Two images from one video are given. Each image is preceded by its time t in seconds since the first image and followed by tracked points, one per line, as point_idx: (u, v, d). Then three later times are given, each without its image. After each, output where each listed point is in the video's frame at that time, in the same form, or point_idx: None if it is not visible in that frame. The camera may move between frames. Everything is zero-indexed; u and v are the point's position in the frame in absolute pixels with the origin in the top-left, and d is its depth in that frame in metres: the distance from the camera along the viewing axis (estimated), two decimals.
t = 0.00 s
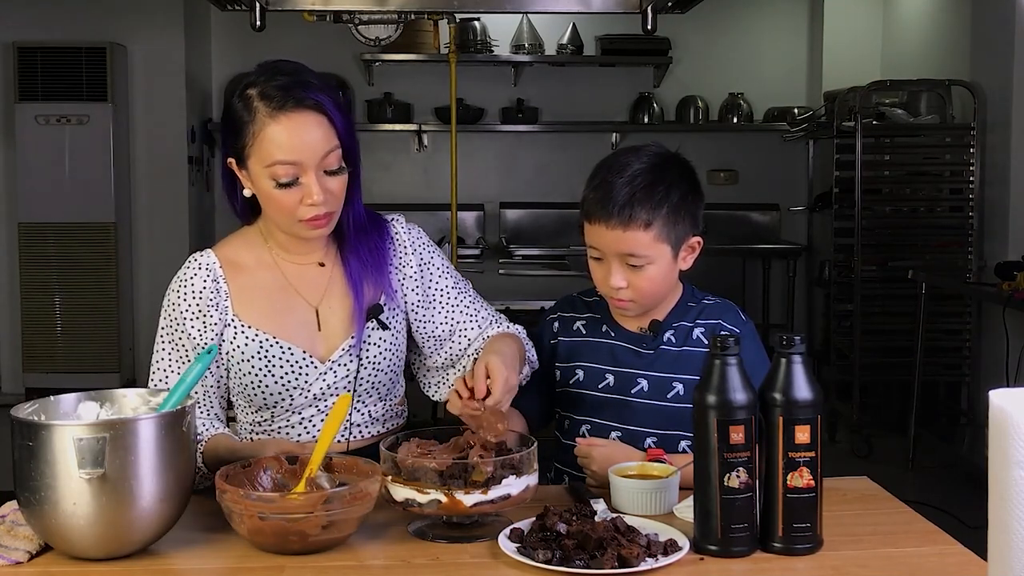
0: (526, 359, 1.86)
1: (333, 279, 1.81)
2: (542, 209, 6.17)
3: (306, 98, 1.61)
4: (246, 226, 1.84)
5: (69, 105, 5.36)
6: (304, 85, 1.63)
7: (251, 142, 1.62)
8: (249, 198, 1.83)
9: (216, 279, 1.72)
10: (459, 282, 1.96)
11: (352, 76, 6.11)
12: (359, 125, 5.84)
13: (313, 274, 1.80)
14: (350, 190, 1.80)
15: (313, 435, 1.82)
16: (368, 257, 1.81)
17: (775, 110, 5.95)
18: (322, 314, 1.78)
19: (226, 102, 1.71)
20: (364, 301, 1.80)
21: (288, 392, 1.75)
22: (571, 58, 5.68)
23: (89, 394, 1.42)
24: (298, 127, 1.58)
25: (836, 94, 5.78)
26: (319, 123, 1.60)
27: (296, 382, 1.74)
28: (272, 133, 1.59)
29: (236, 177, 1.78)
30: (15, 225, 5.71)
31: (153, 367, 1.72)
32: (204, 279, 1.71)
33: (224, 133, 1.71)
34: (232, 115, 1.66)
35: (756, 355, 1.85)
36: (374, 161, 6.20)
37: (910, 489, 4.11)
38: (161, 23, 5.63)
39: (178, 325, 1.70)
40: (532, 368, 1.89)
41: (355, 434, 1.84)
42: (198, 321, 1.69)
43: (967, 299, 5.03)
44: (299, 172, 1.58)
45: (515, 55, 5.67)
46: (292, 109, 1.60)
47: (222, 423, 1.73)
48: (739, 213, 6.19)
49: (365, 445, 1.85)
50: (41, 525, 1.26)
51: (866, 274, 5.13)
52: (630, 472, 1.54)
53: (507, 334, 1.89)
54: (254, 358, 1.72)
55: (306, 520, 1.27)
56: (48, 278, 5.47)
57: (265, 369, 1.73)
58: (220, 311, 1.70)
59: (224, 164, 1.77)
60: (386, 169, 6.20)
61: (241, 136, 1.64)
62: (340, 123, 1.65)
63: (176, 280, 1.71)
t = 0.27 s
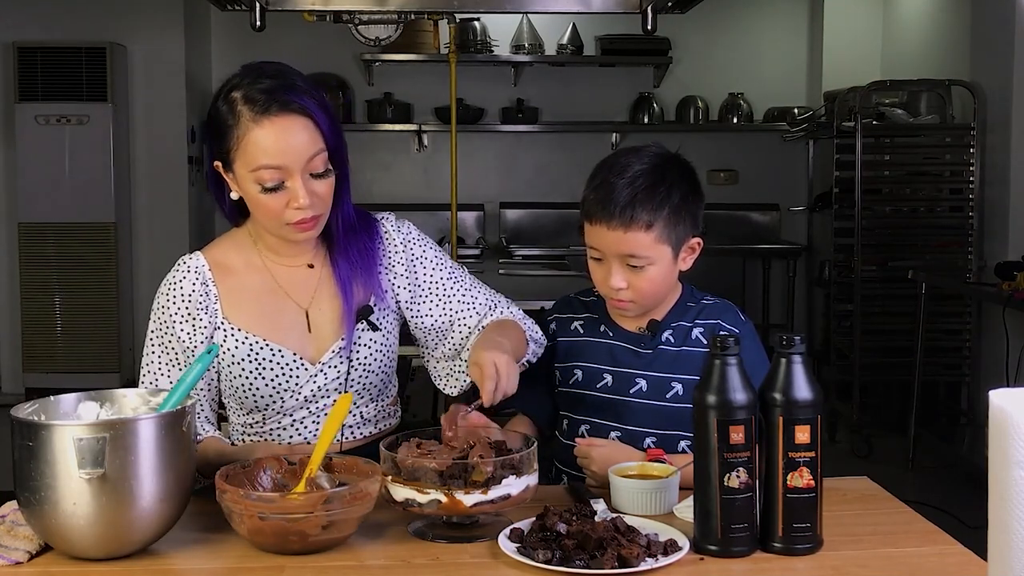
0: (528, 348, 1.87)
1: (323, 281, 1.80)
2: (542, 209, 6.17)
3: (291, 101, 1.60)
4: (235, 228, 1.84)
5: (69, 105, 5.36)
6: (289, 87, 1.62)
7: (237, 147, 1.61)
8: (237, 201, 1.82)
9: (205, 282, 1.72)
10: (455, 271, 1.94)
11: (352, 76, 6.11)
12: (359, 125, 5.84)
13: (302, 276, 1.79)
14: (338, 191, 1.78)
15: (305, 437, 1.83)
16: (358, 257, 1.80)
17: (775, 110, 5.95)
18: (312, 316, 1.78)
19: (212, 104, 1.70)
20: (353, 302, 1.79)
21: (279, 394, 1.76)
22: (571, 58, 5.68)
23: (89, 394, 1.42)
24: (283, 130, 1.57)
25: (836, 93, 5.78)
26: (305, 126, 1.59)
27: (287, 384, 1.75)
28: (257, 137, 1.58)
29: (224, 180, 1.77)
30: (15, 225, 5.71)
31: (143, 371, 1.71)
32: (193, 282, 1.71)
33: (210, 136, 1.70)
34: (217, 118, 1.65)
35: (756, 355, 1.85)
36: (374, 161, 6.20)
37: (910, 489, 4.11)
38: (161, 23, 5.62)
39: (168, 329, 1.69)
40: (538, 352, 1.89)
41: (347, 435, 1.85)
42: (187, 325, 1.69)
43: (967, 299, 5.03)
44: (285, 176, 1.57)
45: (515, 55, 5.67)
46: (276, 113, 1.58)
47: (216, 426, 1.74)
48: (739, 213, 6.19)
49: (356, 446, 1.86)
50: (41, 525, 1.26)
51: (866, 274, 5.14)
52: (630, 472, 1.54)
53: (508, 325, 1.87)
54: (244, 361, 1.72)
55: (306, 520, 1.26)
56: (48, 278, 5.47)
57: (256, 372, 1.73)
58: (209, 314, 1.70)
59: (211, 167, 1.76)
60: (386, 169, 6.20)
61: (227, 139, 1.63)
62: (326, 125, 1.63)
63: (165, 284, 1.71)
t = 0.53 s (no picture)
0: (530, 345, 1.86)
1: (317, 282, 1.80)
2: (542, 209, 6.16)
3: (283, 103, 1.59)
4: (230, 228, 1.84)
5: (69, 105, 5.36)
6: (282, 89, 1.62)
7: (229, 148, 1.61)
8: (231, 201, 1.82)
9: (200, 282, 1.72)
10: (452, 268, 1.92)
11: (352, 76, 6.11)
12: (359, 125, 5.84)
13: (297, 277, 1.79)
14: (332, 194, 1.76)
15: (300, 437, 1.83)
16: (352, 257, 1.79)
17: (775, 110, 5.95)
18: (306, 317, 1.78)
19: (205, 105, 1.69)
20: (348, 304, 1.79)
21: (273, 395, 1.76)
22: (571, 58, 5.68)
23: (89, 394, 1.42)
24: (275, 132, 1.57)
25: (836, 93, 5.78)
26: (297, 128, 1.58)
27: (281, 385, 1.75)
28: (249, 139, 1.58)
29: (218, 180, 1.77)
30: (15, 225, 5.71)
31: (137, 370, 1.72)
32: (188, 283, 1.71)
33: (203, 136, 1.70)
34: (210, 119, 1.65)
35: (756, 355, 1.85)
36: (374, 161, 6.20)
37: (910, 489, 4.11)
38: (162, 23, 5.62)
39: (162, 329, 1.69)
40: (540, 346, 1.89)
41: (342, 436, 1.85)
42: (182, 325, 1.69)
43: (967, 299, 5.03)
44: (277, 179, 1.57)
45: (515, 55, 5.67)
46: (269, 115, 1.58)
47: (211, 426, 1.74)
48: (739, 213, 6.19)
49: (350, 447, 1.87)
50: (41, 525, 1.26)
51: (866, 274, 5.14)
52: (630, 472, 1.54)
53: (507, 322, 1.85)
54: (238, 361, 1.72)
55: (306, 520, 1.27)
56: (48, 278, 5.47)
57: (250, 372, 1.73)
58: (203, 314, 1.71)
59: (205, 167, 1.76)
60: (386, 169, 6.20)
61: (220, 141, 1.63)
62: (320, 127, 1.63)
63: (159, 285, 1.71)
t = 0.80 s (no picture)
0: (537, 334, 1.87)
1: (315, 281, 1.80)
2: (542, 209, 6.16)
3: (281, 103, 1.59)
4: (228, 228, 1.84)
5: (69, 105, 5.36)
6: (280, 89, 1.61)
7: (226, 149, 1.61)
8: (229, 200, 1.82)
9: (198, 282, 1.72)
10: (454, 263, 1.92)
11: (352, 76, 6.11)
12: (359, 125, 5.84)
13: (295, 277, 1.79)
14: (332, 192, 1.76)
15: (298, 437, 1.83)
16: (350, 257, 1.79)
17: (775, 110, 5.96)
18: (304, 317, 1.78)
19: (203, 105, 1.69)
20: (346, 304, 1.79)
21: (270, 395, 1.76)
22: (571, 58, 5.68)
23: (89, 395, 1.43)
24: (273, 133, 1.57)
25: (836, 93, 5.78)
26: (295, 128, 1.58)
27: (279, 385, 1.75)
28: (246, 139, 1.58)
29: (217, 181, 1.77)
30: (15, 225, 5.71)
31: (135, 371, 1.72)
32: (186, 283, 1.70)
33: (202, 136, 1.70)
34: (208, 119, 1.65)
35: (756, 356, 1.85)
36: (374, 161, 6.20)
37: (909, 489, 4.11)
38: (162, 23, 5.62)
39: (160, 329, 1.70)
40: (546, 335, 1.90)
41: (340, 437, 1.85)
42: (180, 325, 1.69)
43: (967, 299, 5.03)
44: (274, 179, 1.57)
45: (515, 55, 5.67)
46: (267, 115, 1.58)
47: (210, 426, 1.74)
48: (740, 213, 6.19)
49: (349, 448, 1.87)
50: (41, 525, 1.26)
51: (866, 274, 5.14)
52: (630, 472, 1.54)
53: (511, 315, 1.85)
54: (236, 361, 1.72)
55: (306, 520, 1.27)
56: (48, 278, 5.47)
57: (247, 372, 1.73)
58: (201, 315, 1.71)
59: (203, 167, 1.76)
60: (386, 169, 6.20)
61: (217, 141, 1.63)
62: (317, 128, 1.63)
63: (158, 285, 1.71)
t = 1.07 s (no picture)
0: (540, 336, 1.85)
1: (315, 281, 1.80)
2: (543, 209, 6.16)
3: (280, 102, 1.59)
4: (228, 228, 1.84)
5: (69, 105, 5.36)
6: (280, 88, 1.61)
7: (226, 147, 1.61)
8: (229, 200, 1.82)
9: (197, 282, 1.71)
10: (454, 264, 1.92)
11: (352, 76, 6.11)
12: (359, 125, 5.84)
13: (295, 277, 1.79)
14: (332, 192, 1.75)
15: (297, 437, 1.84)
16: (350, 257, 1.79)
17: (775, 110, 5.96)
18: (304, 316, 1.78)
19: (203, 104, 1.69)
20: (346, 304, 1.79)
21: (270, 395, 1.77)
22: (571, 58, 5.68)
23: (88, 395, 1.43)
24: (272, 131, 1.57)
25: (836, 93, 5.78)
26: (294, 126, 1.58)
27: (279, 384, 1.75)
28: (245, 138, 1.58)
29: (216, 180, 1.77)
30: (15, 225, 5.70)
31: (134, 371, 1.71)
32: (185, 282, 1.70)
33: (201, 136, 1.70)
34: (207, 119, 1.65)
35: (756, 355, 1.85)
36: (374, 161, 6.20)
37: (909, 489, 4.11)
38: (161, 22, 5.62)
39: (159, 330, 1.69)
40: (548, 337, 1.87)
41: (340, 436, 1.85)
42: (179, 326, 1.69)
43: (967, 299, 5.03)
44: (274, 178, 1.57)
45: (515, 55, 5.67)
46: (265, 113, 1.58)
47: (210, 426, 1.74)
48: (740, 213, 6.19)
49: (349, 447, 1.87)
50: (41, 525, 1.26)
51: (866, 274, 5.14)
52: (630, 472, 1.54)
53: (513, 316, 1.84)
54: (236, 360, 1.72)
55: (306, 520, 1.27)
56: (48, 277, 5.47)
57: (247, 371, 1.73)
58: (201, 314, 1.70)
59: (202, 167, 1.76)
60: (386, 169, 6.20)
61: (217, 140, 1.63)
62: (316, 126, 1.63)
63: (157, 285, 1.71)
